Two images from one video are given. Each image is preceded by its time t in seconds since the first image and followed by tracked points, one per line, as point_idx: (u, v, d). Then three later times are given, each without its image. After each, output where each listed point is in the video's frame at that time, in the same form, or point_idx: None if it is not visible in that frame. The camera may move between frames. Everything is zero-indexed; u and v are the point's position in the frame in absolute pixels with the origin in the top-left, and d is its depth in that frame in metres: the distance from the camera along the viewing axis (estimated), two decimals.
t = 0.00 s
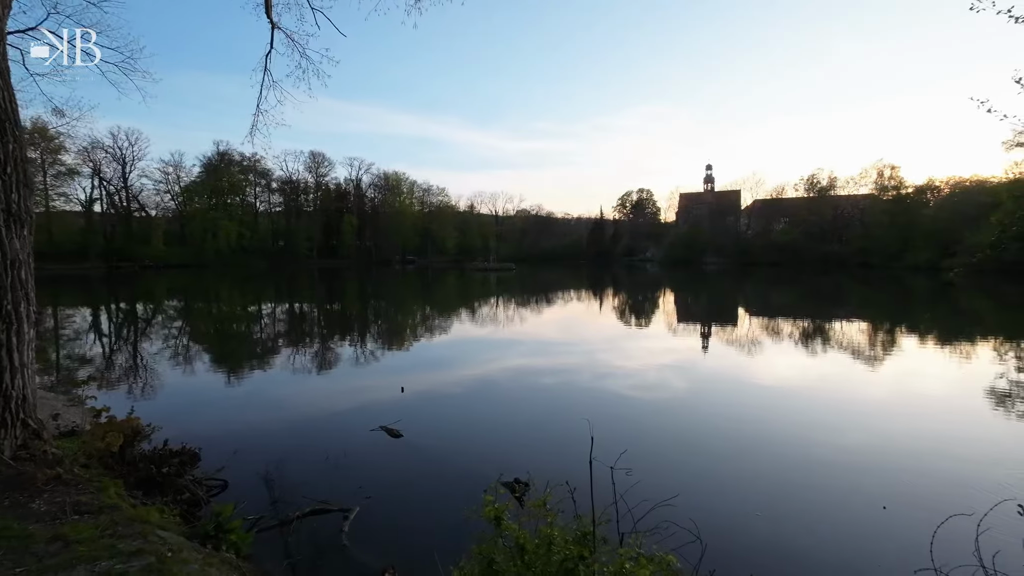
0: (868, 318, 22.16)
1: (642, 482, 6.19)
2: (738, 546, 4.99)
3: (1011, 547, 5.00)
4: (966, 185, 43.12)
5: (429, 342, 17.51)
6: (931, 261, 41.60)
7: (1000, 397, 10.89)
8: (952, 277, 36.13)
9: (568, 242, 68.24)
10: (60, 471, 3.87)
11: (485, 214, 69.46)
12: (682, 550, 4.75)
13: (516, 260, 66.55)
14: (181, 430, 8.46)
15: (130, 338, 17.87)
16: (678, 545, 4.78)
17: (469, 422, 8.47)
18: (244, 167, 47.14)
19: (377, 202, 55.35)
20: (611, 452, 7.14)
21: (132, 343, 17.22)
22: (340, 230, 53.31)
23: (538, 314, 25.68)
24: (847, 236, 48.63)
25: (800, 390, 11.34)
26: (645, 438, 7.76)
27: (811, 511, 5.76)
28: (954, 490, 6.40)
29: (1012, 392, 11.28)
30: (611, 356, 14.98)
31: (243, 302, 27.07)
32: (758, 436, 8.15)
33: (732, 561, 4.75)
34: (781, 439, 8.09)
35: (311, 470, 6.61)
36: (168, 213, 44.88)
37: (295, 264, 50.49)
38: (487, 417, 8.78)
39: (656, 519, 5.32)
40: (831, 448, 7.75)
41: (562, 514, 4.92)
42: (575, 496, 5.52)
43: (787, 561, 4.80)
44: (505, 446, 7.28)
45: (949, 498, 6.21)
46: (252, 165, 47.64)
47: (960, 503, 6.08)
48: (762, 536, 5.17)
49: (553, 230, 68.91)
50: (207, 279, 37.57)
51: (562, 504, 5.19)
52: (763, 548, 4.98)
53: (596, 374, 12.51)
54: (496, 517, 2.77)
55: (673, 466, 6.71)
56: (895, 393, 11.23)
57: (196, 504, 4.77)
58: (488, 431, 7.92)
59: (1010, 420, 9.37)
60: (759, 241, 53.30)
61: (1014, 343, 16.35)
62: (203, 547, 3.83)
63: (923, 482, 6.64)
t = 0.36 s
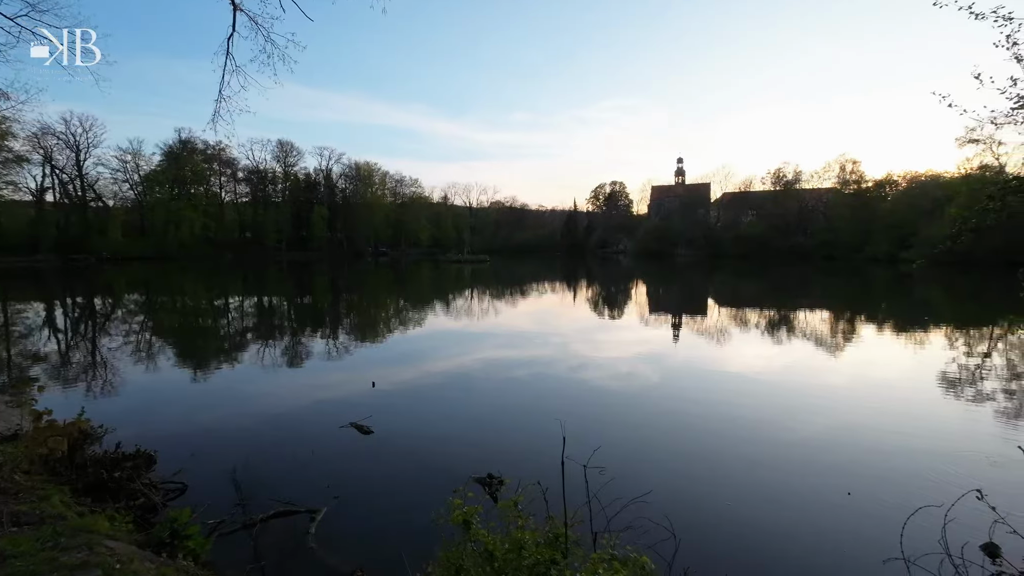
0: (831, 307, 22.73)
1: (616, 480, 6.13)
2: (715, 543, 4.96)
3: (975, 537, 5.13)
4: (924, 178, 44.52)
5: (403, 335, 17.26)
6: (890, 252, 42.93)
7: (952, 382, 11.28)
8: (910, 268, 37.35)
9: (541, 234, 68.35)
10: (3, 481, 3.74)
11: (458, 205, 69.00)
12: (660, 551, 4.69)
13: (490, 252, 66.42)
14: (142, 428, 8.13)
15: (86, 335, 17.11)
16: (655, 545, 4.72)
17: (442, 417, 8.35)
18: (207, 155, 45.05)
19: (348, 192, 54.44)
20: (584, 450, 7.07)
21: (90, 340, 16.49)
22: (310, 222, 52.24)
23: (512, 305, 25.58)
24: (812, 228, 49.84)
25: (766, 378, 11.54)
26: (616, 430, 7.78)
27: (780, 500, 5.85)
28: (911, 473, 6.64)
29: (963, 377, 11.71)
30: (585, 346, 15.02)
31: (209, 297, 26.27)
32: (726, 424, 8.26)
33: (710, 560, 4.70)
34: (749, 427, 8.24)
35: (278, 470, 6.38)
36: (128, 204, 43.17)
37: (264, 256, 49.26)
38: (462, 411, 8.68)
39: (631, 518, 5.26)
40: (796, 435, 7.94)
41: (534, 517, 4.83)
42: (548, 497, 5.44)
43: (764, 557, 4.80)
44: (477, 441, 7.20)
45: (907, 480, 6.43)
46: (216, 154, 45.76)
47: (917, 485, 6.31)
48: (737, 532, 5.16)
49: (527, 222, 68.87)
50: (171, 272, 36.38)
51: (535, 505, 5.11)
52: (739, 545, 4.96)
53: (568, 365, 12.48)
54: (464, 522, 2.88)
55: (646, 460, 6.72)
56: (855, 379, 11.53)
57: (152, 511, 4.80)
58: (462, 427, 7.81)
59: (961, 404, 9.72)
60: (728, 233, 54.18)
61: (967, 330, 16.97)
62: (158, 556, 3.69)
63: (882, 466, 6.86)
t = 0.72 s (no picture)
0: (800, 296, 23.23)
1: (591, 472, 6.12)
2: (692, 533, 4.99)
3: (937, 519, 5.29)
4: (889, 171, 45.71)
5: (378, 327, 17.04)
6: (856, 242, 44.07)
7: (911, 366, 11.66)
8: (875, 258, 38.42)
9: (518, 225, 68.26)
10: None
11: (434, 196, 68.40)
12: (638, 543, 4.70)
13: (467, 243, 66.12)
14: (106, 425, 7.85)
15: (45, 330, 16.44)
16: (631, 537, 4.73)
17: (418, 410, 8.26)
18: (172, 143, 43.12)
19: (321, 182, 53.49)
20: (560, 443, 7.04)
21: (49, 335, 15.86)
22: (282, 212, 51.16)
23: (489, 296, 25.50)
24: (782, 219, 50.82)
25: (737, 366, 11.73)
26: (591, 421, 7.80)
27: (751, 487, 5.95)
28: (876, 456, 6.83)
29: (922, 362, 12.12)
30: (561, 336, 15.05)
31: (177, 289, 25.54)
32: (699, 413, 8.37)
33: (688, 551, 4.71)
34: (721, 414, 8.36)
35: (249, 466, 6.25)
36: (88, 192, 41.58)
37: (234, 248, 48.05)
38: (438, 403, 8.60)
39: (608, 511, 5.25)
40: (766, 421, 8.10)
41: (510, 511, 4.81)
42: (523, 492, 5.41)
43: (740, 546, 4.84)
44: (452, 434, 7.15)
45: (872, 463, 6.62)
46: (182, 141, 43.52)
47: (881, 468, 6.50)
48: (714, 521, 5.21)
49: (503, 213, 68.69)
50: (135, 264, 35.27)
51: (510, 501, 5.05)
52: (716, 534, 5.00)
53: (544, 355, 12.50)
54: (436, 520, 2.83)
55: (620, 450, 6.77)
56: (820, 366, 11.82)
57: (116, 511, 4.75)
58: (438, 419, 7.74)
59: (920, 388, 10.04)
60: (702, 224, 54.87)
61: (928, 317, 17.53)
62: (117, 561, 3.57)
63: (848, 449, 7.06)
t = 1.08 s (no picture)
0: (778, 290, 23.58)
1: (572, 468, 6.14)
2: (672, 527, 5.03)
3: (910, 507, 5.41)
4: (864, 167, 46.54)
5: (361, 323, 16.85)
6: (832, 237, 44.87)
7: (884, 358, 11.91)
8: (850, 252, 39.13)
9: (501, 220, 68.12)
10: None
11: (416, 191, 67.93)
12: (619, 538, 4.73)
13: (450, 239, 65.83)
14: (79, 426, 7.65)
15: (14, 329, 15.92)
16: (612, 531, 4.76)
17: (401, 407, 8.21)
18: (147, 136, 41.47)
19: (301, 176, 52.75)
20: (541, 438, 7.05)
21: (18, 334, 15.36)
22: (261, 207, 50.32)
23: (473, 291, 25.39)
24: (761, 215, 51.47)
25: (718, 359, 11.85)
26: (572, 417, 7.83)
27: (730, 478, 6.03)
28: (851, 446, 6.97)
29: (894, 353, 12.39)
30: (545, 331, 15.07)
31: (152, 286, 24.97)
32: (679, 406, 8.45)
33: (667, 543, 4.77)
34: (701, 407, 8.45)
35: (228, 465, 6.14)
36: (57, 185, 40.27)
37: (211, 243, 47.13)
38: (421, 400, 8.55)
39: (590, 506, 5.27)
40: (745, 413, 8.21)
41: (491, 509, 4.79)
42: (504, 489, 5.41)
43: (720, 537, 4.91)
44: (435, 430, 7.12)
45: (847, 453, 6.76)
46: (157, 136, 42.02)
47: (856, 457, 6.65)
48: (694, 514, 5.26)
49: (486, 207, 68.48)
50: (109, 260, 34.41)
51: (491, 499, 5.04)
52: (696, 526, 5.06)
53: (526, 351, 12.48)
54: (417, 518, 2.79)
55: (601, 445, 6.80)
56: (797, 358, 12.02)
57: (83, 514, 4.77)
58: (421, 416, 7.71)
59: (892, 379, 10.27)
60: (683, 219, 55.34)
61: (900, 310, 17.91)
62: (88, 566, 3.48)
63: (825, 439, 7.19)
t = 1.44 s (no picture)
0: (760, 290, 23.88)
1: (555, 468, 6.14)
2: (655, 525, 5.06)
3: (886, 502, 5.51)
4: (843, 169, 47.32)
5: (345, 324, 16.72)
6: (812, 237, 45.58)
7: (863, 355, 12.13)
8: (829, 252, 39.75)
9: (487, 220, 68.09)
10: None
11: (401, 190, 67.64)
12: (601, 538, 4.75)
13: (435, 239, 65.65)
14: (54, 431, 7.48)
15: None
16: (594, 531, 4.79)
17: (386, 408, 8.16)
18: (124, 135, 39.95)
19: (284, 176, 52.28)
20: (523, 439, 7.04)
21: None
22: (243, 206, 49.70)
23: (459, 292, 25.32)
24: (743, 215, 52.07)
25: (701, 358, 11.98)
26: (554, 416, 7.84)
27: (712, 476, 6.08)
28: (830, 442, 7.08)
29: (872, 351, 12.63)
30: (531, 331, 15.10)
31: (130, 287, 24.54)
32: (662, 405, 8.49)
33: (649, 541, 4.80)
34: (684, 405, 8.52)
35: (207, 469, 6.06)
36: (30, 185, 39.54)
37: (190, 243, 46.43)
38: (405, 401, 8.49)
39: (572, 506, 5.28)
40: (727, 410, 8.30)
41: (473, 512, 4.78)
42: (486, 491, 5.40)
43: (701, 535, 4.94)
44: (417, 432, 7.08)
45: (825, 449, 6.86)
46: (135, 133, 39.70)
47: (835, 454, 6.75)
48: (675, 512, 5.29)
49: (472, 207, 68.38)
50: (84, 261, 33.75)
51: (473, 501, 5.04)
52: (677, 524, 5.10)
53: (513, 350, 12.48)
54: (397, 521, 2.79)
55: (583, 444, 6.82)
56: (779, 356, 12.19)
57: (58, 522, 4.68)
58: (406, 417, 7.68)
59: (870, 376, 10.46)
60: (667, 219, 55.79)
61: (879, 309, 18.23)
62: None
63: (805, 436, 7.29)
